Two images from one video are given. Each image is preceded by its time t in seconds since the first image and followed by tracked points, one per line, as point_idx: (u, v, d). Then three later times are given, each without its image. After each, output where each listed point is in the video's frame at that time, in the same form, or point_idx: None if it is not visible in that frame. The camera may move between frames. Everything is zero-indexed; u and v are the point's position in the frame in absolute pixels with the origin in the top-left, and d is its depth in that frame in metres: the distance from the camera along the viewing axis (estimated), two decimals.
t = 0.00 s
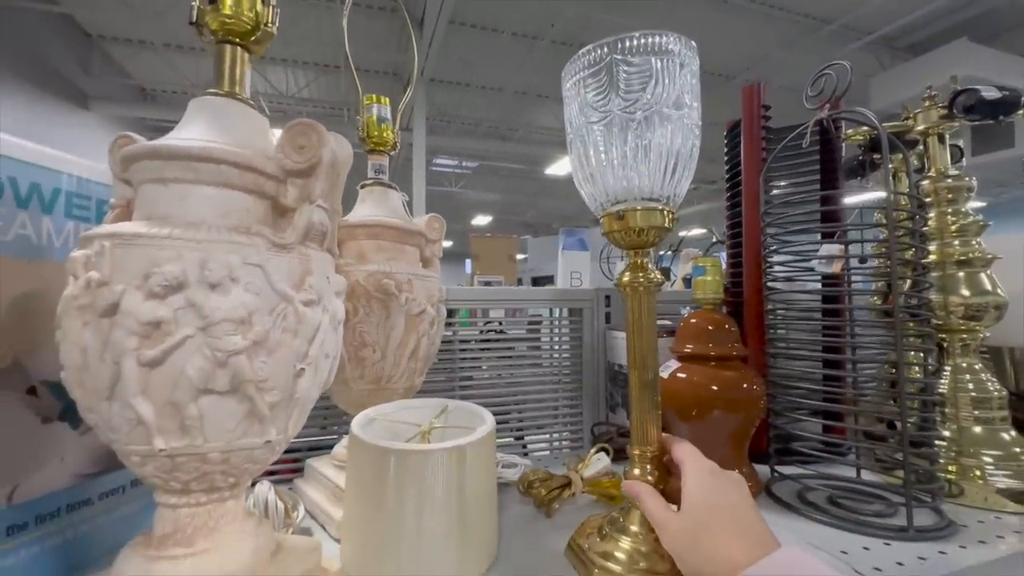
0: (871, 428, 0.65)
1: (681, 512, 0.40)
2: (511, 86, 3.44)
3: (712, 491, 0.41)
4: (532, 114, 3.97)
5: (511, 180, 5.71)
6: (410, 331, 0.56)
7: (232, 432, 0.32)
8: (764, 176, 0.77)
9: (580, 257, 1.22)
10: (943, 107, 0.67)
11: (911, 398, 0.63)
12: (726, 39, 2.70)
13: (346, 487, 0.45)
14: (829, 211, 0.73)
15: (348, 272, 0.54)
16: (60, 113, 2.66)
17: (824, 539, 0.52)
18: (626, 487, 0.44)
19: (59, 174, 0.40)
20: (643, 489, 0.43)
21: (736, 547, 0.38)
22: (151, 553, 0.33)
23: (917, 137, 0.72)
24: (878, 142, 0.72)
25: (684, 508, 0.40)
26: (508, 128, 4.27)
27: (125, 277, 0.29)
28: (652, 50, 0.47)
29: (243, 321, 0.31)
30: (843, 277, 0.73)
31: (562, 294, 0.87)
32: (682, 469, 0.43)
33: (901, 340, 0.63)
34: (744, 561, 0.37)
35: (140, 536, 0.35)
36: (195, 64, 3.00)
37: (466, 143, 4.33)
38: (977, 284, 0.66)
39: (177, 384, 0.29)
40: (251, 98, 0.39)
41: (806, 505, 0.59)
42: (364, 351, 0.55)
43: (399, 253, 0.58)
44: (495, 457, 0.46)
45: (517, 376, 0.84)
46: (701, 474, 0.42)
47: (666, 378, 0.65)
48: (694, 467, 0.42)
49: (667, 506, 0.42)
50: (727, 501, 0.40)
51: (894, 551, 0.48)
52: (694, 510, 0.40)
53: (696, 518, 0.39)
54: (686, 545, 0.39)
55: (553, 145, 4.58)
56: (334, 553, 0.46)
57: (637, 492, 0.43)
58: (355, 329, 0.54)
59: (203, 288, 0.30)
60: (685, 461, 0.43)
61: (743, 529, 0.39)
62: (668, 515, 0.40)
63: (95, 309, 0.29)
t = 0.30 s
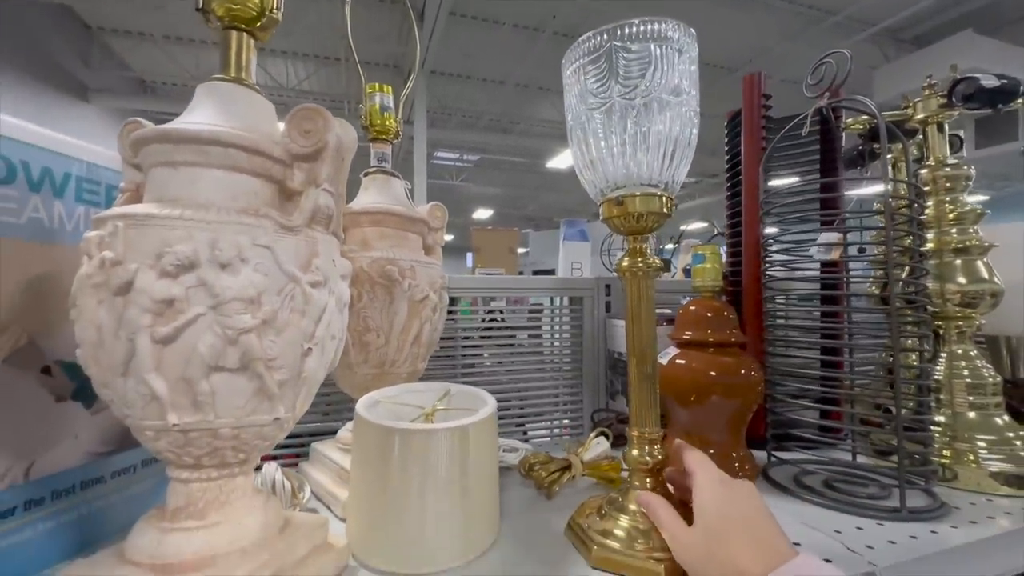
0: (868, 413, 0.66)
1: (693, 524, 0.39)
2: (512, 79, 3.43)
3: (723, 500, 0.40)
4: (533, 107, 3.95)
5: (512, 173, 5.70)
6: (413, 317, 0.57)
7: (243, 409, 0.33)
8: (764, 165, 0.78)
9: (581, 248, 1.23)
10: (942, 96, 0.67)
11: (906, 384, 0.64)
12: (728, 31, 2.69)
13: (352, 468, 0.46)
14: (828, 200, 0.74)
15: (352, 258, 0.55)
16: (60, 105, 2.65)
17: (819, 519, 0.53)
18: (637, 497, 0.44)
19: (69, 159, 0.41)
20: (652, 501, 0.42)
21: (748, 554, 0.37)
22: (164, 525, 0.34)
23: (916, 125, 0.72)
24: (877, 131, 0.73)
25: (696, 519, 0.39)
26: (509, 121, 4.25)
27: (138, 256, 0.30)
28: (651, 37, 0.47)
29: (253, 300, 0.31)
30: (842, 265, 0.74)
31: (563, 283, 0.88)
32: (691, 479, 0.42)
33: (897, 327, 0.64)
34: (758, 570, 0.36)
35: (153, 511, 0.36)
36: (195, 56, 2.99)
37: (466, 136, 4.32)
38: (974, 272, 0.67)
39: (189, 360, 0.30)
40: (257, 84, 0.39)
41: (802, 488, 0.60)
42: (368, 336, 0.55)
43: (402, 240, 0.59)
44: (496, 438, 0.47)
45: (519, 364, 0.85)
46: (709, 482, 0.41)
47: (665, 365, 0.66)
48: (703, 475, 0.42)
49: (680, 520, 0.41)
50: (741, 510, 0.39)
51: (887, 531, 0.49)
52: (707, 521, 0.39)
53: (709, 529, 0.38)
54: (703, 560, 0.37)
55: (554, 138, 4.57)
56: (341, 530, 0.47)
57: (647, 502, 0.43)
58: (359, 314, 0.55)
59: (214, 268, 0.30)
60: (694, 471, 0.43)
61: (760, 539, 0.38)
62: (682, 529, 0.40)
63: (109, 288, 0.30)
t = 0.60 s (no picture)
0: (864, 402, 0.67)
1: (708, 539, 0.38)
2: (514, 71, 3.42)
3: (741, 521, 0.39)
4: (535, 100, 3.94)
5: (513, 167, 5.68)
6: (416, 307, 0.58)
7: (254, 392, 0.34)
8: (763, 157, 0.79)
9: (582, 241, 1.24)
10: (940, 89, 0.69)
11: (901, 374, 0.65)
12: (731, 23, 2.68)
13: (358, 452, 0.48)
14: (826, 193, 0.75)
15: (357, 249, 0.56)
16: (61, 98, 2.65)
17: (813, 503, 0.54)
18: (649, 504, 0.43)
19: (82, 150, 0.42)
20: (668, 511, 0.42)
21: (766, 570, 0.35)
22: (180, 503, 0.35)
23: (915, 119, 0.73)
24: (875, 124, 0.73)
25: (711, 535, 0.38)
26: (511, 114, 4.25)
27: (155, 244, 0.31)
28: (652, 31, 0.48)
29: (264, 287, 0.33)
30: (840, 257, 0.75)
31: (564, 274, 0.89)
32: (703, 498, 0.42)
33: (892, 318, 0.65)
34: None
35: (168, 490, 0.37)
36: (195, 48, 2.98)
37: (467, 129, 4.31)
38: (968, 264, 0.68)
39: (204, 344, 0.32)
40: (265, 77, 0.40)
41: (796, 474, 0.61)
42: (372, 325, 0.57)
43: (406, 231, 0.60)
44: (497, 423, 0.48)
45: (520, 354, 0.87)
46: (725, 503, 0.41)
47: (664, 354, 0.68)
48: (717, 497, 0.42)
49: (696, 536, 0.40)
50: (760, 530, 0.38)
51: (878, 515, 0.51)
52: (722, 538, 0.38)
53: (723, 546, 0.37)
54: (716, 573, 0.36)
55: (555, 131, 4.56)
56: (347, 512, 0.49)
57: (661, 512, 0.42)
58: (364, 304, 0.56)
59: (227, 255, 0.32)
60: (712, 491, 0.43)
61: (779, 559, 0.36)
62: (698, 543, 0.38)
63: (127, 274, 0.31)
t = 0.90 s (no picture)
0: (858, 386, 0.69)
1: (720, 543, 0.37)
2: (515, 62, 3.40)
3: (749, 531, 0.38)
4: (537, 91, 3.93)
5: (514, 158, 5.67)
6: (418, 291, 0.60)
7: (263, 367, 0.35)
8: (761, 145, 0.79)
9: (582, 230, 1.25)
10: (938, 76, 0.69)
11: (894, 359, 0.66)
12: (734, 13, 2.66)
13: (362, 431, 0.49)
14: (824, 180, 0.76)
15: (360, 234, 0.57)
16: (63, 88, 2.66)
17: (806, 482, 0.56)
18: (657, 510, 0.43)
19: (92, 135, 0.43)
20: (677, 516, 0.41)
21: None
22: (192, 474, 0.37)
23: (913, 107, 0.73)
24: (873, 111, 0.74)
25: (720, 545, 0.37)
26: (512, 105, 4.23)
27: (166, 224, 0.32)
28: (649, 17, 0.49)
29: (272, 266, 0.34)
30: (837, 244, 0.75)
31: (564, 262, 0.90)
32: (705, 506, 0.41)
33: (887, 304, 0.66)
34: None
35: (180, 463, 0.39)
36: (195, 38, 2.98)
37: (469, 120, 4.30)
38: (963, 250, 0.68)
39: (214, 320, 0.33)
40: (270, 62, 0.41)
41: (790, 456, 0.63)
42: (376, 309, 0.58)
43: (408, 217, 0.61)
44: (497, 402, 0.49)
45: (520, 340, 0.88)
46: (733, 510, 0.40)
47: (662, 339, 0.69)
48: (722, 505, 0.41)
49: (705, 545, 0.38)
50: (772, 535, 0.38)
51: (869, 493, 0.52)
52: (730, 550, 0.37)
53: (732, 558, 0.36)
54: None
55: (557, 122, 4.55)
56: (352, 488, 0.50)
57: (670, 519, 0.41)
58: (368, 288, 0.57)
59: (236, 235, 0.33)
60: (720, 498, 0.42)
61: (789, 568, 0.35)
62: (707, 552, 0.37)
63: (139, 252, 0.32)
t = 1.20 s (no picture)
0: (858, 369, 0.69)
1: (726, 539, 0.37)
2: (520, 52, 3.38)
3: (756, 526, 0.38)
4: (542, 82, 3.90)
5: (519, 150, 5.65)
6: (423, 274, 0.61)
7: (274, 340, 0.36)
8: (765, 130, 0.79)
9: (586, 218, 1.25)
10: (944, 60, 0.69)
11: (895, 342, 0.67)
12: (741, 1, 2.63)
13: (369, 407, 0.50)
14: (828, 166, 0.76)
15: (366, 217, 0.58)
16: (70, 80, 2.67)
17: (805, 460, 0.57)
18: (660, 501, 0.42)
19: (106, 117, 0.44)
20: (681, 513, 0.41)
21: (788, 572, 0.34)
22: (206, 443, 0.38)
23: (918, 91, 0.73)
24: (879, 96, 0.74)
25: (729, 545, 0.37)
26: (517, 96, 4.21)
27: (181, 199, 0.33)
28: None
29: (282, 242, 0.35)
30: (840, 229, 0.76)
31: (567, 248, 0.91)
32: (709, 503, 0.41)
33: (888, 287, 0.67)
34: None
35: (194, 434, 0.40)
36: (200, 29, 2.99)
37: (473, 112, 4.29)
38: (966, 235, 0.69)
39: (228, 293, 0.34)
40: (278, 44, 0.42)
41: (790, 437, 0.64)
42: (382, 290, 0.59)
43: (414, 201, 0.62)
44: (501, 382, 0.50)
45: (524, 325, 0.89)
46: (739, 503, 0.40)
47: (663, 322, 0.70)
48: (727, 499, 0.41)
49: (711, 539, 0.38)
50: (778, 529, 0.37)
51: (866, 471, 0.53)
52: (740, 549, 0.36)
53: (742, 558, 0.36)
54: None
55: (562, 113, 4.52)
56: (359, 462, 0.52)
57: (675, 510, 0.41)
58: (374, 270, 0.58)
59: (248, 211, 0.34)
60: (725, 489, 0.42)
61: (801, 563, 0.35)
62: (716, 551, 0.37)
63: (155, 227, 0.33)
